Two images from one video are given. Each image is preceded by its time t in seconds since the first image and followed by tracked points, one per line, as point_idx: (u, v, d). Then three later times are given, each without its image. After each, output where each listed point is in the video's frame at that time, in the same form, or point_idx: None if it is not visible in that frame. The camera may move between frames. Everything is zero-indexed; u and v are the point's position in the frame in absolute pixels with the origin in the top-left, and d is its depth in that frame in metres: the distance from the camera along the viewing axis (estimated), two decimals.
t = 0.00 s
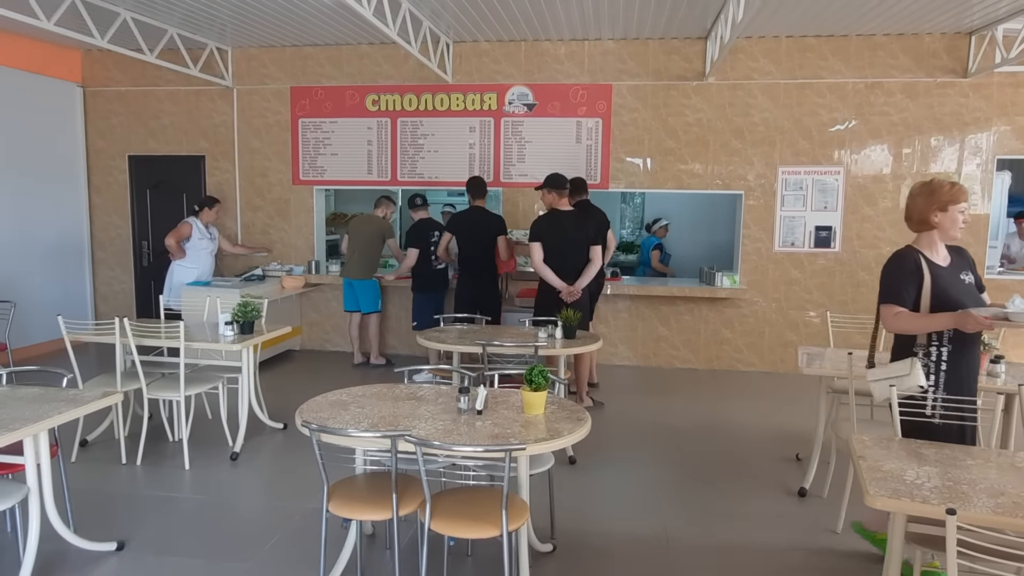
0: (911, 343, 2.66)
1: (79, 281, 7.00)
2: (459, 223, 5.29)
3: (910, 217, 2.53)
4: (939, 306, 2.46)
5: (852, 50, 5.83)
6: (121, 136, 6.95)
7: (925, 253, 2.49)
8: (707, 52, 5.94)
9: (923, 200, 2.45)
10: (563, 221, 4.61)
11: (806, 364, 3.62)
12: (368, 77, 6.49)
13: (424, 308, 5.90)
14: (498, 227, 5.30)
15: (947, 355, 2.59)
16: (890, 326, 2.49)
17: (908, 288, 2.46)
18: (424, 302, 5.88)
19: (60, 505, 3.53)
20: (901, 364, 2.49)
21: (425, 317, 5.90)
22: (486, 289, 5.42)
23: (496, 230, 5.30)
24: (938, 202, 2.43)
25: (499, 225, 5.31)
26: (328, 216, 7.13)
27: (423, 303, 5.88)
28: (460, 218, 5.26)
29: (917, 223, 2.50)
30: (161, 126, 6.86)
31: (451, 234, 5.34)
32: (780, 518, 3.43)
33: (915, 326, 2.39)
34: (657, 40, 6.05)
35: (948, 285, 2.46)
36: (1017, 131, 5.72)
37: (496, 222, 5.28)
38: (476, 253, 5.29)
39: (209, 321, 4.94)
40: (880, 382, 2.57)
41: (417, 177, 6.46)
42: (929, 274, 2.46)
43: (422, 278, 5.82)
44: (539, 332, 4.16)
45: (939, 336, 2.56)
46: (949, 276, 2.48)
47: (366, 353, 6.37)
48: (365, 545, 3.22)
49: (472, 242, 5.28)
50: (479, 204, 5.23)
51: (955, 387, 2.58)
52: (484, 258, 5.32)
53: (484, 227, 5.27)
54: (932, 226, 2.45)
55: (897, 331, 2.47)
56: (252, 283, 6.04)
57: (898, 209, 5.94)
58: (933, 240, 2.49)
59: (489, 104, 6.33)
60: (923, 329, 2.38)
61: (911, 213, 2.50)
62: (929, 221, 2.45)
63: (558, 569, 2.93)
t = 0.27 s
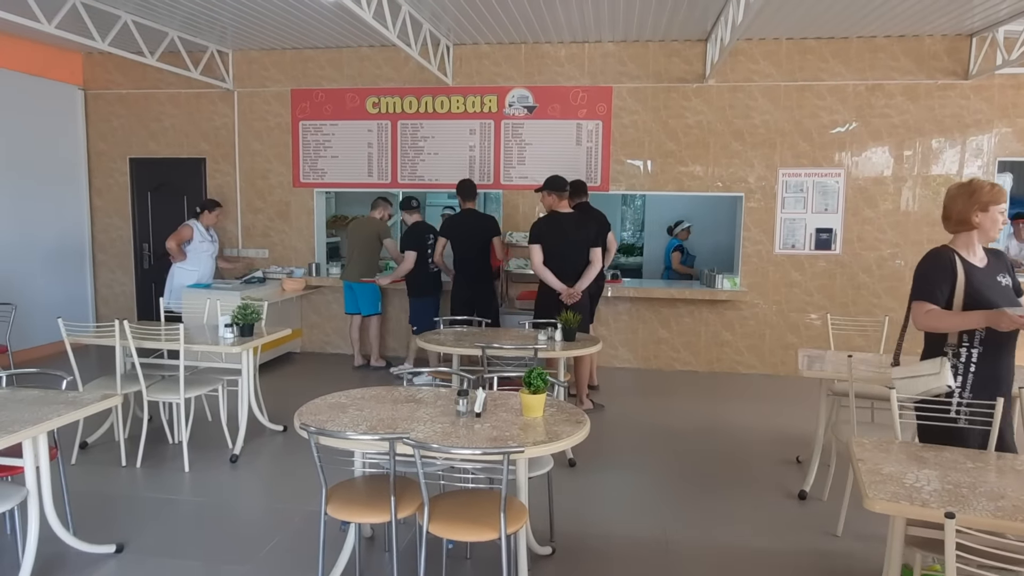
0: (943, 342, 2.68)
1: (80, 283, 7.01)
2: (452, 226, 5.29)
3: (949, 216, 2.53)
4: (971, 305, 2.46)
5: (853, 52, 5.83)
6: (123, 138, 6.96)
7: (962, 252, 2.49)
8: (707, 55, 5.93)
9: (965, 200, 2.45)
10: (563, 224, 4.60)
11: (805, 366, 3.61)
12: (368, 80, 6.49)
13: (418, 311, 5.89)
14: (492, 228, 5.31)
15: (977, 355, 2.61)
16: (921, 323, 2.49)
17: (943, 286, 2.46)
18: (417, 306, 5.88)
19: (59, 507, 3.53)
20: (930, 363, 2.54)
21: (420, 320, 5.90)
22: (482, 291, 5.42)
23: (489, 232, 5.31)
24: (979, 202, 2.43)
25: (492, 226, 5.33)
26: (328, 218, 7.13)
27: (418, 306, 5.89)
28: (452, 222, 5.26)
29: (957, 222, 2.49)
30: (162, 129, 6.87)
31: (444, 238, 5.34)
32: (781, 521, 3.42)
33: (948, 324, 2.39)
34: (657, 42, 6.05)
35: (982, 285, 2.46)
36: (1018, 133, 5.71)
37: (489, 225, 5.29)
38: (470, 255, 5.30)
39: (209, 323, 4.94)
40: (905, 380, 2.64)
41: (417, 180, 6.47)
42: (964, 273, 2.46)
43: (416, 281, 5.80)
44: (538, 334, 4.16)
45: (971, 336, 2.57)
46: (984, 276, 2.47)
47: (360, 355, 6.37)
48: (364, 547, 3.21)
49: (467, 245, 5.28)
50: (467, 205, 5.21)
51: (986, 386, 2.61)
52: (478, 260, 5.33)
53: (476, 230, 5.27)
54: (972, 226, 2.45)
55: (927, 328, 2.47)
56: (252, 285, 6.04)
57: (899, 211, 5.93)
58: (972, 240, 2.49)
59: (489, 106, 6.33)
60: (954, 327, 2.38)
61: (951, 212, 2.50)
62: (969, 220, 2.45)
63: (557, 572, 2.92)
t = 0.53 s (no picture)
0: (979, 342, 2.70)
1: (80, 285, 7.02)
2: (447, 229, 5.33)
3: (984, 217, 2.61)
4: (1005, 305, 2.53)
5: (852, 53, 5.82)
6: (123, 140, 6.97)
7: (998, 252, 2.56)
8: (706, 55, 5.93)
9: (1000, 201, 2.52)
10: (562, 224, 4.60)
11: (804, 367, 3.60)
12: (368, 81, 6.50)
13: (404, 313, 5.81)
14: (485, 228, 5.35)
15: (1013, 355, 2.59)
16: (954, 323, 2.57)
17: (977, 286, 2.54)
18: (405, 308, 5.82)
19: (57, 509, 3.52)
20: (965, 362, 2.56)
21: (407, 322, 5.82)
22: (477, 291, 5.45)
23: (483, 233, 5.33)
24: (1015, 203, 2.50)
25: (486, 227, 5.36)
26: (328, 220, 7.13)
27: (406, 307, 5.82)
28: (446, 224, 5.30)
29: (991, 223, 2.57)
30: (162, 130, 6.88)
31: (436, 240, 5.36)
32: (780, 523, 3.41)
33: (981, 323, 2.46)
34: (656, 43, 6.05)
35: (1016, 284, 2.52)
36: (1019, 133, 5.70)
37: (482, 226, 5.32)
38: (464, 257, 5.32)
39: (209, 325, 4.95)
40: (942, 381, 2.65)
41: (416, 181, 6.47)
42: (997, 273, 2.53)
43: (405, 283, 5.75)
44: (537, 335, 4.15)
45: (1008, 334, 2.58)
46: (1019, 276, 2.53)
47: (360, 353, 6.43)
48: (361, 549, 3.21)
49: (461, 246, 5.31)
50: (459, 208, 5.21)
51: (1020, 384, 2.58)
52: (473, 261, 5.36)
53: (470, 231, 5.30)
54: (1007, 226, 2.52)
55: (961, 328, 2.56)
56: (252, 286, 6.04)
57: (899, 211, 5.92)
58: (1007, 240, 2.56)
59: (488, 108, 6.33)
60: (988, 325, 2.46)
61: (987, 213, 2.58)
62: (1003, 221, 2.53)
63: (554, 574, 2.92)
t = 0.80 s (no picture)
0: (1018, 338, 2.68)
1: (81, 287, 7.02)
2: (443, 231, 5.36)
3: (1017, 217, 2.61)
4: None
5: (853, 53, 5.81)
6: (124, 142, 6.98)
7: None
8: (707, 56, 5.93)
9: None
10: (563, 225, 4.59)
11: (805, 368, 3.59)
12: (368, 83, 6.50)
13: (386, 313, 5.74)
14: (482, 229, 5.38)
15: None
16: (990, 325, 2.61)
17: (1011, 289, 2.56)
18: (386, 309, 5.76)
19: (58, 511, 3.52)
20: (996, 363, 2.42)
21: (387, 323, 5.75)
22: (475, 292, 5.54)
23: (480, 234, 5.39)
24: None
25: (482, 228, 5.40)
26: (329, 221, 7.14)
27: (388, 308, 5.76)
28: (444, 226, 5.31)
29: None
30: (162, 132, 6.89)
31: (434, 242, 5.38)
32: (781, 524, 3.40)
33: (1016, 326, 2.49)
34: (656, 43, 6.05)
35: None
36: (1020, 133, 5.69)
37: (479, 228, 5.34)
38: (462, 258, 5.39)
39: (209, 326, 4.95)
40: (973, 380, 2.51)
41: (417, 182, 6.47)
42: None
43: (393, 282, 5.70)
44: (538, 336, 4.15)
45: None
46: None
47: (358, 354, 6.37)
48: (362, 551, 3.21)
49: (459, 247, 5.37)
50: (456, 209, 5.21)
51: None
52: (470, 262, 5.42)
53: (467, 232, 5.34)
54: None
55: (997, 330, 2.59)
56: (253, 288, 6.04)
57: (900, 211, 5.91)
58: None
59: (488, 109, 6.33)
60: None
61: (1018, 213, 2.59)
62: None
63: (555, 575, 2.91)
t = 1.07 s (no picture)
0: None
1: (84, 290, 7.03)
2: (444, 233, 5.46)
3: None
4: None
5: (855, 55, 5.81)
6: (126, 145, 6.99)
7: None
8: (709, 58, 5.93)
9: None
10: (566, 227, 4.59)
11: (809, 370, 3.59)
12: (371, 85, 6.51)
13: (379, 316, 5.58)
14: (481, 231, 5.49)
15: None
16: None
17: None
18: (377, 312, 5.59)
19: (62, 514, 3.53)
20: None
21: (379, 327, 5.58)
22: (475, 294, 5.62)
23: (480, 236, 5.49)
24: None
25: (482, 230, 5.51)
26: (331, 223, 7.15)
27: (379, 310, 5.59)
28: (445, 228, 5.43)
29: None
30: (165, 135, 6.90)
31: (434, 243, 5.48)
32: (785, 526, 3.40)
33: None
34: (658, 46, 6.05)
35: None
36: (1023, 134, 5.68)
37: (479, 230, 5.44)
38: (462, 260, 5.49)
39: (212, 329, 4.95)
40: None
41: (419, 184, 6.47)
42: None
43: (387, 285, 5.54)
44: (541, 338, 4.14)
45: None
46: None
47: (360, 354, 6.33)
48: (366, 554, 3.20)
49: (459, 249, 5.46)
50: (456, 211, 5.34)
51: None
52: (469, 264, 5.51)
53: (467, 234, 5.45)
54: None
55: None
56: (255, 290, 6.04)
57: (903, 213, 5.90)
58: None
59: (491, 111, 6.33)
60: None
61: None
62: None
63: None
